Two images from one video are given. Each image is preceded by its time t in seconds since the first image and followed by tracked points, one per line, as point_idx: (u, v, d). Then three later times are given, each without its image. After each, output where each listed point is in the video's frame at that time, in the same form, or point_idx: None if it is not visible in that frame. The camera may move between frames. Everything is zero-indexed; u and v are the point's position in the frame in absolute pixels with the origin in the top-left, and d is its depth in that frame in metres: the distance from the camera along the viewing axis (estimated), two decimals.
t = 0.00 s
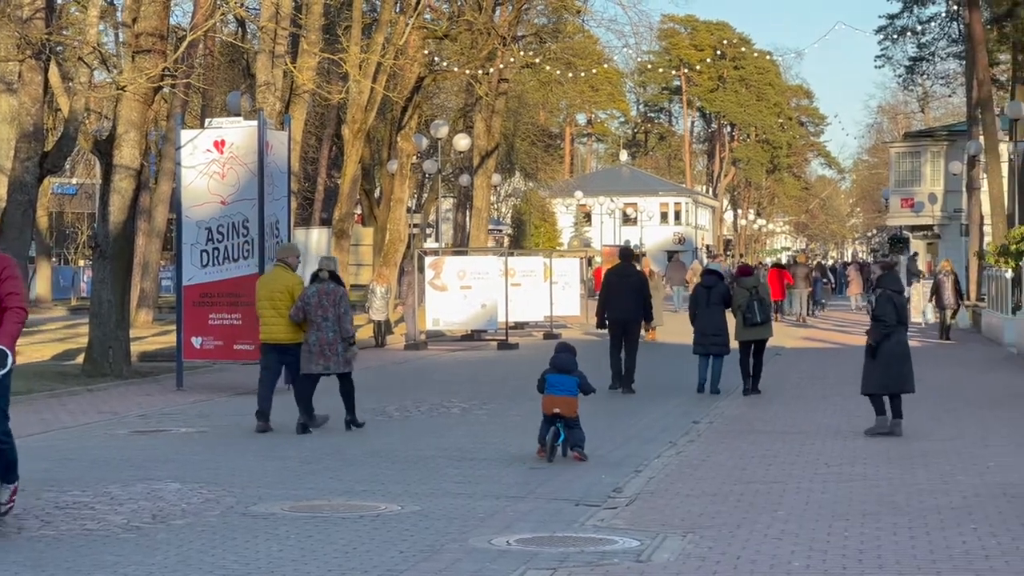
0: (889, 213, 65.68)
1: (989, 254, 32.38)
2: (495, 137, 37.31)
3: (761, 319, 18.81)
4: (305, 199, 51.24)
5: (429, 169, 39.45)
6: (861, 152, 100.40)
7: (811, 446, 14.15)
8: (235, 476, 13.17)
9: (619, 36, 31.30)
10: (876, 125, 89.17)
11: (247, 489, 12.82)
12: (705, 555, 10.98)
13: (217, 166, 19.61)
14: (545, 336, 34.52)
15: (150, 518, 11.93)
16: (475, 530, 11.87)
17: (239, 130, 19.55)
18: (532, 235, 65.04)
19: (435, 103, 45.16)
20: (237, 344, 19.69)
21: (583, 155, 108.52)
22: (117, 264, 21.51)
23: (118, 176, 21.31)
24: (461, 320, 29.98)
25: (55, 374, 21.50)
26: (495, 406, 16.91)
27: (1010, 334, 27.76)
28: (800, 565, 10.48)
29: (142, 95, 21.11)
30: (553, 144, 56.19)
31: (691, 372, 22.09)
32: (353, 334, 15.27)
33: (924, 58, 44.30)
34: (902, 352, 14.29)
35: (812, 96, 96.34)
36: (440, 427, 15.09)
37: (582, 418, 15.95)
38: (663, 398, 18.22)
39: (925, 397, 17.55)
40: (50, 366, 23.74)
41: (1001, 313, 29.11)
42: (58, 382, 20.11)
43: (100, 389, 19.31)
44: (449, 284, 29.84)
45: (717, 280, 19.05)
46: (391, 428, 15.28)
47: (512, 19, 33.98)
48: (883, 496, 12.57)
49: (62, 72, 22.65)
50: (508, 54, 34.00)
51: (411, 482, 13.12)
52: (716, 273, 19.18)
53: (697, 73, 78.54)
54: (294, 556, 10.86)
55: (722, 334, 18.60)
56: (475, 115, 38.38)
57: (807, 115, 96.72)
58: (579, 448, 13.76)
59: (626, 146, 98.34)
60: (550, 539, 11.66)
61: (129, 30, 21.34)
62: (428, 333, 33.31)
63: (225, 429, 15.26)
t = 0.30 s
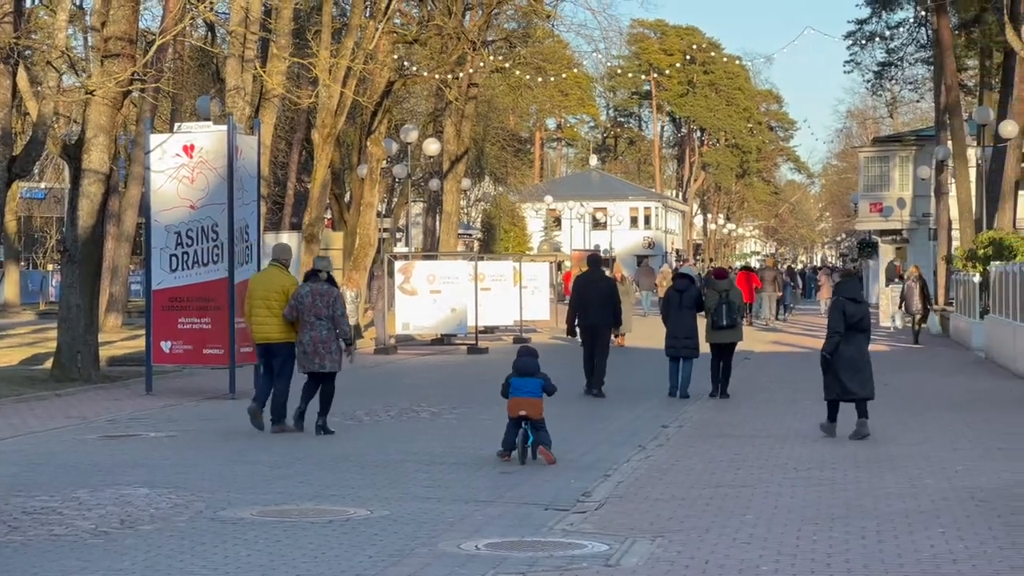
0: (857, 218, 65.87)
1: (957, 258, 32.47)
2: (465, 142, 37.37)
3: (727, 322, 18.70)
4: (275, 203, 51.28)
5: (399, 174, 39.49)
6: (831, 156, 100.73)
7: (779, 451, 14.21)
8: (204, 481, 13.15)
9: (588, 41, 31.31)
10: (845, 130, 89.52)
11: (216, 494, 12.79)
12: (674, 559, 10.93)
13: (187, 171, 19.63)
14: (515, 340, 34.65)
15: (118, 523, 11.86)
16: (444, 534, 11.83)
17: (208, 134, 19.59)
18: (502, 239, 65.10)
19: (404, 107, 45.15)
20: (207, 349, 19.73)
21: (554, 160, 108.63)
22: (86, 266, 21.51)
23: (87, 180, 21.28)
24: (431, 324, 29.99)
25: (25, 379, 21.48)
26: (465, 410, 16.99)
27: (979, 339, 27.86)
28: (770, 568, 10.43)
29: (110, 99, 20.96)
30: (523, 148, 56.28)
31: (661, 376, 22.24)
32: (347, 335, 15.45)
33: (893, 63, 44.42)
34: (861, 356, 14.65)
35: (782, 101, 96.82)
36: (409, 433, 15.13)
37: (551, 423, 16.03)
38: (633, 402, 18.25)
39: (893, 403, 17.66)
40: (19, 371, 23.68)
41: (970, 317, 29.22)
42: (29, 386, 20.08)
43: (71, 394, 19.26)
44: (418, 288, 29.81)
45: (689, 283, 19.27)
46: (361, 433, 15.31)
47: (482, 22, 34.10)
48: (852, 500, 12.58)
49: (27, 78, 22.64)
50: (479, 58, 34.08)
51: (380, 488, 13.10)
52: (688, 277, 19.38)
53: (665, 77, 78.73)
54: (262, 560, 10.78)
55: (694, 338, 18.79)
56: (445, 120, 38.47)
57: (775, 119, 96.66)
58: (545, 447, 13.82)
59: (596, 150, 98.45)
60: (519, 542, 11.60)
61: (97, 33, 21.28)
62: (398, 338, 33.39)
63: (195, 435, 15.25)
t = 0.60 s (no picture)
0: (826, 224, 66.34)
1: (924, 264, 32.65)
2: (434, 148, 37.26)
3: (693, 331, 18.97)
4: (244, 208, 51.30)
5: (368, 179, 39.54)
6: (799, 163, 101.31)
7: (745, 457, 14.27)
8: (172, 488, 13.10)
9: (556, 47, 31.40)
10: (815, 135, 89.93)
11: (183, 501, 12.74)
12: (643, 566, 10.85)
13: (154, 176, 19.63)
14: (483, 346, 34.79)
15: (83, 530, 11.77)
16: (412, 540, 11.75)
17: (175, 140, 19.56)
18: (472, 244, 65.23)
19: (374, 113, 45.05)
20: (175, 355, 19.67)
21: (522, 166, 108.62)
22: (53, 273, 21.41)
23: (55, 186, 21.17)
24: (401, 329, 30.03)
25: None
26: (434, 416, 17.09)
27: (948, 344, 28.02)
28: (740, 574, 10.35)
29: (78, 104, 20.94)
30: (494, 155, 56.44)
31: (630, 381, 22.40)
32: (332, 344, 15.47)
33: (862, 70, 44.54)
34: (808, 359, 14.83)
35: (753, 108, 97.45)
36: (377, 440, 15.17)
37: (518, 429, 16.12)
38: (602, 408, 18.26)
39: (859, 409, 17.77)
40: None
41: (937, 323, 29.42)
42: None
43: (40, 401, 19.22)
44: (387, 295, 29.89)
45: (655, 291, 19.24)
46: (328, 440, 15.35)
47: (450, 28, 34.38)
48: (819, 506, 12.57)
49: None
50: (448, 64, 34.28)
51: (347, 494, 13.08)
52: (654, 285, 19.35)
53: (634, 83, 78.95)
54: (228, 567, 10.68)
55: (661, 344, 18.90)
56: (413, 125, 38.55)
57: (746, 125, 97.99)
58: (510, 451, 13.97)
59: (566, 156, 98.50)
60: (488, 549, 11.50)
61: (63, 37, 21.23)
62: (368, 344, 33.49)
63: (163, 441, 15.24)
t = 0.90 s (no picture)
0: (796, 231, 66.68)
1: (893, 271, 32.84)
2: (405, 155, 37.60)
3: (667, 337, 19.09)
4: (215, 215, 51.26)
5: (338, 187, 39.61)
6: (770, 170, 101.82)
7: (715, 465, 14.31)
8: (141, 497, 13.05)
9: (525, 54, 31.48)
10: (786, 141, 90.32)
11: (153, 509, 12.69)
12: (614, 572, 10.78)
13: (125, 184, 19.59)
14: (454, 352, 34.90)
15: (52, 538, 11.68)
16: (382, 547, 11.66)
17: (145, 147, 19.55)
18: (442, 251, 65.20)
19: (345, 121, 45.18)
20: (144, 362, 19.67)
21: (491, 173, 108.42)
22: (22, 281, 21.31)
23: (25, 193, 21.19)
24: (370, 337, 30.09)
25: None
26: (404, 423, 17.18)
27: (917, 351, 28.12)
28: None
29: (48, 111, 20.84)
30: (464, 162, 56.53)
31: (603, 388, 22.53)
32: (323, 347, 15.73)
33: (831, 77, 44.72)
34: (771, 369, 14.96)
35: (722, 115, 97.91)
36: (347, 448, 15.20)
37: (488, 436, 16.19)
38: (573, 416, 18.31)
39: (828, 416, 17.89)
40: None
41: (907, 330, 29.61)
42: None
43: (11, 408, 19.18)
44: (358, 301, 29.98)
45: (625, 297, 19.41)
46: (298, 447, 15.36)
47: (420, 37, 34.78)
48: (789, 514, 12.56)
49: None
50: (418, 72, 34.47)
51: (317, 501, 13.06)
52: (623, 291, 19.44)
53: (604, 89, 79.16)
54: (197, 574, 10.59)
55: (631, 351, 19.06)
56: (384, 133, 38.62)
57: (716, 133, 97.83)
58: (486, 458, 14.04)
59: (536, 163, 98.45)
60: (457, 556, 11.42)
61: (32, 43, 21.28)
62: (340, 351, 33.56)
63: (133, 449, 15.21)
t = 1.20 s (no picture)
0: (767, 240, 67.09)
1: (863, 281, 33.06)
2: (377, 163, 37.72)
3: (642, 344, 19.31)
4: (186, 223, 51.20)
5: (309, 195, 39.68)
6: (742, 179, 102.32)
7: (685, 474, 14.32)
8: (111, 507, 12.97)
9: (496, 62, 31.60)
10: (757, 150, 90.74)
11: (122, 519, 12.60)
12: None
13: (94, 192, 19.57)
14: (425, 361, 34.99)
15: (19, 548, 11.56)
16: (351, 557, 11.56)
17: (114, 155, 19.52)
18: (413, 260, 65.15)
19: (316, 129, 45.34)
20: (113, 371, 19.64)
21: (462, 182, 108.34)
22: None
23: None
24: (340, 346, 30.39)
25: None
26: (376, 433, 17.24)
27: (887, 360, 28.27)
28: None
29: (17, 119, 20.84)
30: (436, 170, 56.65)
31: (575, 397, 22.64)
32: (314, 357, 15.80)
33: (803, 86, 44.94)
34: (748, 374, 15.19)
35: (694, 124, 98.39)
36: (318, 458, 15.21)
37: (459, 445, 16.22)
38: (544, 425, 18.37)
39: (799, 425, 17.99)
40: None
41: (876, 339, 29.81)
42: None
43: None
44: (329, 310, 30.26)
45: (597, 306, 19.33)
46: (269, 457, 15.34)
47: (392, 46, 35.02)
48: (760, 523, 12.54)
49: None
50: (389, 81, 34.81)
51: (287, 511, 13.00)
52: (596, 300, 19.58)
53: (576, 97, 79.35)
54: None
55: (602, 360, 19.18)
56: (356, 141, 38.67)
57: (688, 141, 97.58)
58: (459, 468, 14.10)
59: (508, 170, 98.50)
60: (427, 565, 11.32)
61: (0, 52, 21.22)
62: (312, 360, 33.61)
63: (104, 458, 15.16)
